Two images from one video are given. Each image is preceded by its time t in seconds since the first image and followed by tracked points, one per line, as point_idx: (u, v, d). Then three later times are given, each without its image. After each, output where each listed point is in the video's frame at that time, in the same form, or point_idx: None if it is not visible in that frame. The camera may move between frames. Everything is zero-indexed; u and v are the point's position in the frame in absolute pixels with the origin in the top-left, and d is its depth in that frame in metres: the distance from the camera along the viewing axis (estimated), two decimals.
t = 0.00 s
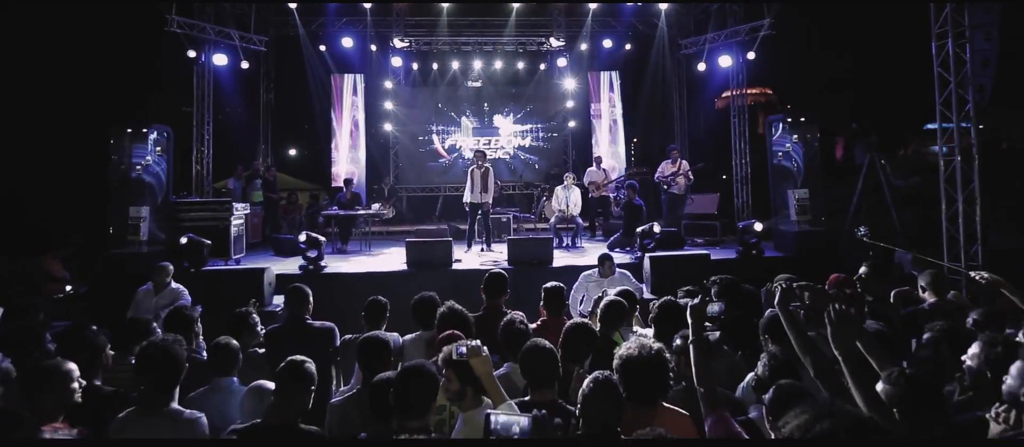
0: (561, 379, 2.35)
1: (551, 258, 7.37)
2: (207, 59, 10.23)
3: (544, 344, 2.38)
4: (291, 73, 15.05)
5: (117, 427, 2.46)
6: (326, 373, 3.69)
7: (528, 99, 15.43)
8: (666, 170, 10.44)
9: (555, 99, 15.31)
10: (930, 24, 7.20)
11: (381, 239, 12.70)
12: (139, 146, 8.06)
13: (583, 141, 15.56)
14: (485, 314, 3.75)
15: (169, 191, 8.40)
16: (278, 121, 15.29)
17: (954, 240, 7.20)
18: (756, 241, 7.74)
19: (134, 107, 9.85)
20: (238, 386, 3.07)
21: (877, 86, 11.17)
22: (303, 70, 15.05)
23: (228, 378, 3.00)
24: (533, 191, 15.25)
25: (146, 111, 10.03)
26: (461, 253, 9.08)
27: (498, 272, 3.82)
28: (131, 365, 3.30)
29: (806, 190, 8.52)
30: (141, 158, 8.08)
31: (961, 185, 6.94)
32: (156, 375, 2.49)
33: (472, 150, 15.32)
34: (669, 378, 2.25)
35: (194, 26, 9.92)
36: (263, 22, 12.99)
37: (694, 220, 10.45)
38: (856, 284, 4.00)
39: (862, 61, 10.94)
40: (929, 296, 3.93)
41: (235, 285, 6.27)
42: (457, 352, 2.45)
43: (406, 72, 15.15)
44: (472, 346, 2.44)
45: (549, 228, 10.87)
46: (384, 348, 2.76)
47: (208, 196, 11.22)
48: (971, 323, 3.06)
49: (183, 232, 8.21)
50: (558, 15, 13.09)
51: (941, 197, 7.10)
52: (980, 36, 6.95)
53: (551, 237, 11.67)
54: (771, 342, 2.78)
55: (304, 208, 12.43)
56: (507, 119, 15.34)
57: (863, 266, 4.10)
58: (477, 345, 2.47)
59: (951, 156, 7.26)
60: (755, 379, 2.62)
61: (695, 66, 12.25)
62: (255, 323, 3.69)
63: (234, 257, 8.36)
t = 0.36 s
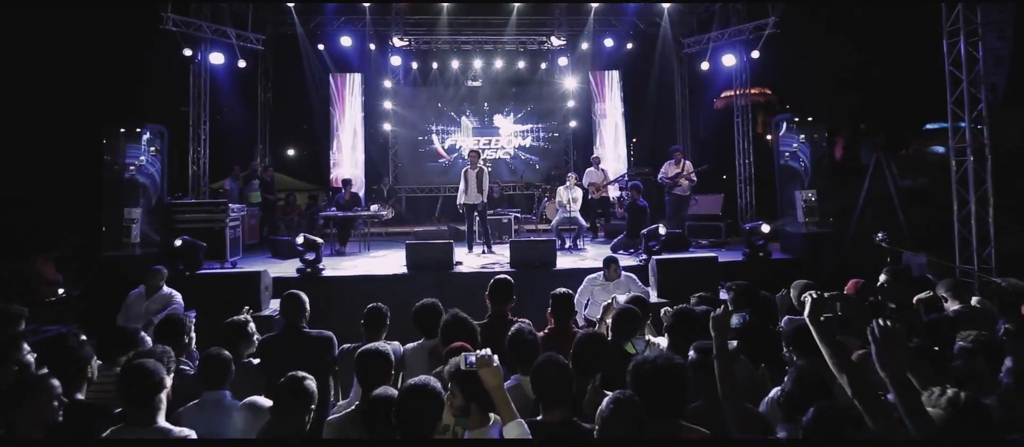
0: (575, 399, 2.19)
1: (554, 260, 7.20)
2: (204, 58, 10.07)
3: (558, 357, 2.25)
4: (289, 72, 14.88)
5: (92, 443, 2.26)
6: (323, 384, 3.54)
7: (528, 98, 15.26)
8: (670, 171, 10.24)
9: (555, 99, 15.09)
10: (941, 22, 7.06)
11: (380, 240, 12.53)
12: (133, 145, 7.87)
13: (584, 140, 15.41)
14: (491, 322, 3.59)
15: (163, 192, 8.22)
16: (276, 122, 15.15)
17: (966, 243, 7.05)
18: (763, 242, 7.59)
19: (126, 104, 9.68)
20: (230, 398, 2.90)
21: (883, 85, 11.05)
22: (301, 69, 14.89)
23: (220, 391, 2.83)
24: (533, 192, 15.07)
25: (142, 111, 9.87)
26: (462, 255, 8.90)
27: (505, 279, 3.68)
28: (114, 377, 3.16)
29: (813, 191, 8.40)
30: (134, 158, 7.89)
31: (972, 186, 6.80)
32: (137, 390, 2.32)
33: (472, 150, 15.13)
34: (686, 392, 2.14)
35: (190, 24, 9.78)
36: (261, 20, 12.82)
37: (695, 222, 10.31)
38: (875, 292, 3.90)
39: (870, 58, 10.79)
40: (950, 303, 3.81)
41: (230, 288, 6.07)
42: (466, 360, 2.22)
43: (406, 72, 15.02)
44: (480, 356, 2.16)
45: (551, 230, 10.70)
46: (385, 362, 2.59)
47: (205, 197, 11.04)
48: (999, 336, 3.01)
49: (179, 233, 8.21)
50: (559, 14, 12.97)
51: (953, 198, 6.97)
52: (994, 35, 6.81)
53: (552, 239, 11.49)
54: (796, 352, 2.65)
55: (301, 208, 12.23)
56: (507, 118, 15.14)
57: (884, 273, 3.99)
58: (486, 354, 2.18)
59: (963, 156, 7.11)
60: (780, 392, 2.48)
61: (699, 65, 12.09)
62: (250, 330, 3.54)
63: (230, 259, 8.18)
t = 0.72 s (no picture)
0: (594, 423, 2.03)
1: (558, 262, 7.03)
2: (201, 57, 9.93)
3: (571, 374, 2.08)
4: (289, 70, 14.72)
5: None
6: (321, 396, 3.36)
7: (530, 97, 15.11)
8: (675, 171, 10.06)
9: (557, 99, 14.93)
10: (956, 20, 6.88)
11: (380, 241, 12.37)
12: (128, 145, 7.77)
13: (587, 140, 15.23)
14: (499, 330, 3.43)
15: (159, 193, 8.05)
16: (275, 122, 14.98)
17: (980, 245, 6.90)
18: (773, 244, 7.43)
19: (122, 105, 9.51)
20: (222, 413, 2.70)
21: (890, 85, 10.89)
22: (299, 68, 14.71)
23: (213, 406, 2.67)
24: (535, 192, 14.91)
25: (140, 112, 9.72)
26: (463, 258, 8.73)
27: (513, 286, 3.55)
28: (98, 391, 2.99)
29: (822, 192, 8.24)
30: (128, 158, 7.79)
31: (988, 187, 6.63)
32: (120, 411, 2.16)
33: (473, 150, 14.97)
34: (713, 411, 2.00)
35: (188, 23, 9.62)
36: (259, 19, 12.64)
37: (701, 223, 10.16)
38: (901, 299, 3.73)
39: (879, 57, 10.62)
40: (980, 310, 3.64)
41: (225, 294, 5.89)
42: (473, 373, 2.08)
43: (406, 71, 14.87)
44: (488, 367, 2.05)
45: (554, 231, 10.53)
46: (387, 377, 2.43)
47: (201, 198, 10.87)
48: None
49: (174, 235, 7.78)
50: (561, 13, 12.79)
51: (967, 199, 6.82)
52: (1010, 33, 6.64)
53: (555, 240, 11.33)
54: (824, 367, 2.44)
55: (301, 210, 12.06)
56: (508, 118, 14.97)
57: (908, 278, 3.82)
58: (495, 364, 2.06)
59: (977, 156, 6.94)
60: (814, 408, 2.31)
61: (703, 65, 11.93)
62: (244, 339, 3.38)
63: (227, 262, 8.02)
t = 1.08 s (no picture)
0: (616, 445, 1.91)
1: (563, 265, 6.86)
2: (197, 55, 9.77)
3: (593, 395, 2.01)
4: (288, 70, 14.55)
5: None
6: (320, 409, 3.20)
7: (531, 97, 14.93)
8: (680, 172, 9.89)
9: (558, 99, 14.73)
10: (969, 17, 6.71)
11: (381, 243, 12.20)
12: (122, 145, 7.67)
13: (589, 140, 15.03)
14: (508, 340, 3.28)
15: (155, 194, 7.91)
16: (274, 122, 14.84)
17: (995, 247, 6.74)
18: (783, 246, 7.27)
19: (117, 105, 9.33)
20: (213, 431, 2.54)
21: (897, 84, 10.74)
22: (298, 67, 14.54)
23: (204, 423, 2.51)
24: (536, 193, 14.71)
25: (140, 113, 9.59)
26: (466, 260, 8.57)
27: (521, 293, 3.41)
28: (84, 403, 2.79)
29: (831, 192, 8.08)
30: (123, 157, 7.68)
31: (1003, 188, 6.47)
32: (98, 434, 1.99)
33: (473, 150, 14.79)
34: (748, 434, 1.88)
35: (183, 20, 9.46)
36: (257, 17, 12.45)
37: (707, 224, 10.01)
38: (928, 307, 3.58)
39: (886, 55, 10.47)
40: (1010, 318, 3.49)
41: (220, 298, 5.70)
42: (487, 399, 1.95)
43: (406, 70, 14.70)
44: (504, 393, 1.90)
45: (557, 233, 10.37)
46: (390, 392, 2.28)
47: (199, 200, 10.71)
48: None
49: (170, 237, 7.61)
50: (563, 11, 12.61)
51: (981, 200, 6.67)
52: None
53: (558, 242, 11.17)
54: (860, 382, 2.27)
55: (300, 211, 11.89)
56: (509, 118, 14.78)
57: (935, 284, 3.67)
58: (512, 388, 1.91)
59: (992, 156, 6.77)
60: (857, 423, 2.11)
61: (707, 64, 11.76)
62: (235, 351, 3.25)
63: (225, 265, 7.85)
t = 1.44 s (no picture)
0: None
1: (567, 269, 6.69)
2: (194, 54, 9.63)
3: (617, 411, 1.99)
4: (286, 69, 14.38)
5: None
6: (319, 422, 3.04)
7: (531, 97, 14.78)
8: (684, 173, 9.75)
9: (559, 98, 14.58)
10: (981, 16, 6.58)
11: (380, 245, 12.02)
12: (115, 146, 7.40)
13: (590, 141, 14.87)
14: (514, 352, 3.11)
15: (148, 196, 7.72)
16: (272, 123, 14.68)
17: (1007, 250, 6.61)
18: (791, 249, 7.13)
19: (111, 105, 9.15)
20: None
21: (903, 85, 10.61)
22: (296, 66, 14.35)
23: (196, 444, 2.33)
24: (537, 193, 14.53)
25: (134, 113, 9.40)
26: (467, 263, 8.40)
27: (530, 302, 3.25)
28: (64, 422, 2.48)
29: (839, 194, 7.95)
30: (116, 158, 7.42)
31: (1016, 190, 6.34)
32: None
33: (473, 151, 14.64)
34: None
35: (179, 18, 9.36)
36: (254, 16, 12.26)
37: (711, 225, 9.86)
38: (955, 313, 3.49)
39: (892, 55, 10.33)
40: None
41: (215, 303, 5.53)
42: (508, 429, 2.03)
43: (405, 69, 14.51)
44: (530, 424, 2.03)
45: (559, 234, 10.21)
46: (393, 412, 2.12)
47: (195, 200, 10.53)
48: None
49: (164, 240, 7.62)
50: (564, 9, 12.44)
51: (994, 202, 6.54)
52: None
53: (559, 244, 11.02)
54: (900, 400, 2.10)
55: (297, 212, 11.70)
56: (510, 118, 14.63)
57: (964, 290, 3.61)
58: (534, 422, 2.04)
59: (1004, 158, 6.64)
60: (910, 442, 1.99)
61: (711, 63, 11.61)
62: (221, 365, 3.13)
63: (220, 268, 7.68)
